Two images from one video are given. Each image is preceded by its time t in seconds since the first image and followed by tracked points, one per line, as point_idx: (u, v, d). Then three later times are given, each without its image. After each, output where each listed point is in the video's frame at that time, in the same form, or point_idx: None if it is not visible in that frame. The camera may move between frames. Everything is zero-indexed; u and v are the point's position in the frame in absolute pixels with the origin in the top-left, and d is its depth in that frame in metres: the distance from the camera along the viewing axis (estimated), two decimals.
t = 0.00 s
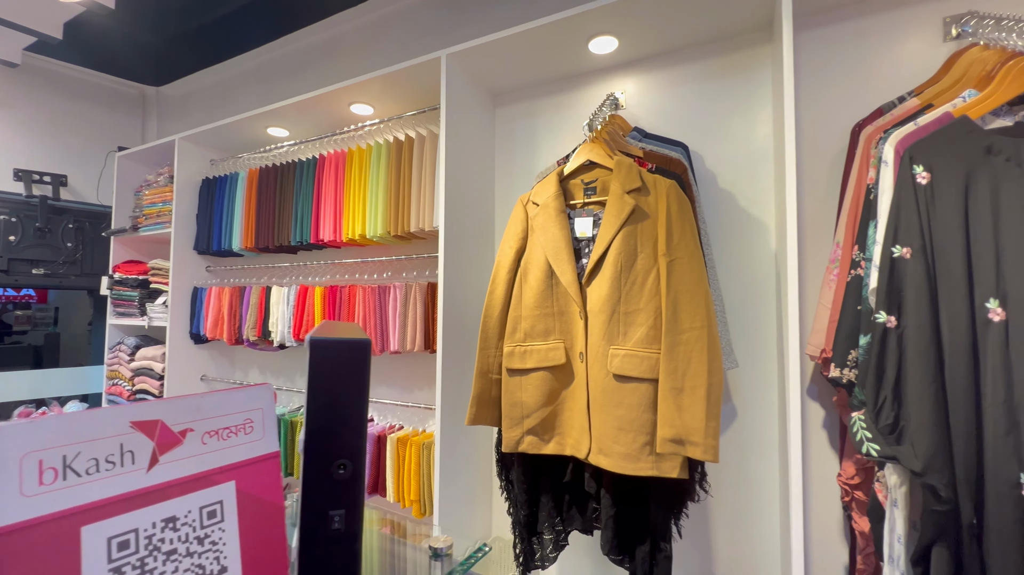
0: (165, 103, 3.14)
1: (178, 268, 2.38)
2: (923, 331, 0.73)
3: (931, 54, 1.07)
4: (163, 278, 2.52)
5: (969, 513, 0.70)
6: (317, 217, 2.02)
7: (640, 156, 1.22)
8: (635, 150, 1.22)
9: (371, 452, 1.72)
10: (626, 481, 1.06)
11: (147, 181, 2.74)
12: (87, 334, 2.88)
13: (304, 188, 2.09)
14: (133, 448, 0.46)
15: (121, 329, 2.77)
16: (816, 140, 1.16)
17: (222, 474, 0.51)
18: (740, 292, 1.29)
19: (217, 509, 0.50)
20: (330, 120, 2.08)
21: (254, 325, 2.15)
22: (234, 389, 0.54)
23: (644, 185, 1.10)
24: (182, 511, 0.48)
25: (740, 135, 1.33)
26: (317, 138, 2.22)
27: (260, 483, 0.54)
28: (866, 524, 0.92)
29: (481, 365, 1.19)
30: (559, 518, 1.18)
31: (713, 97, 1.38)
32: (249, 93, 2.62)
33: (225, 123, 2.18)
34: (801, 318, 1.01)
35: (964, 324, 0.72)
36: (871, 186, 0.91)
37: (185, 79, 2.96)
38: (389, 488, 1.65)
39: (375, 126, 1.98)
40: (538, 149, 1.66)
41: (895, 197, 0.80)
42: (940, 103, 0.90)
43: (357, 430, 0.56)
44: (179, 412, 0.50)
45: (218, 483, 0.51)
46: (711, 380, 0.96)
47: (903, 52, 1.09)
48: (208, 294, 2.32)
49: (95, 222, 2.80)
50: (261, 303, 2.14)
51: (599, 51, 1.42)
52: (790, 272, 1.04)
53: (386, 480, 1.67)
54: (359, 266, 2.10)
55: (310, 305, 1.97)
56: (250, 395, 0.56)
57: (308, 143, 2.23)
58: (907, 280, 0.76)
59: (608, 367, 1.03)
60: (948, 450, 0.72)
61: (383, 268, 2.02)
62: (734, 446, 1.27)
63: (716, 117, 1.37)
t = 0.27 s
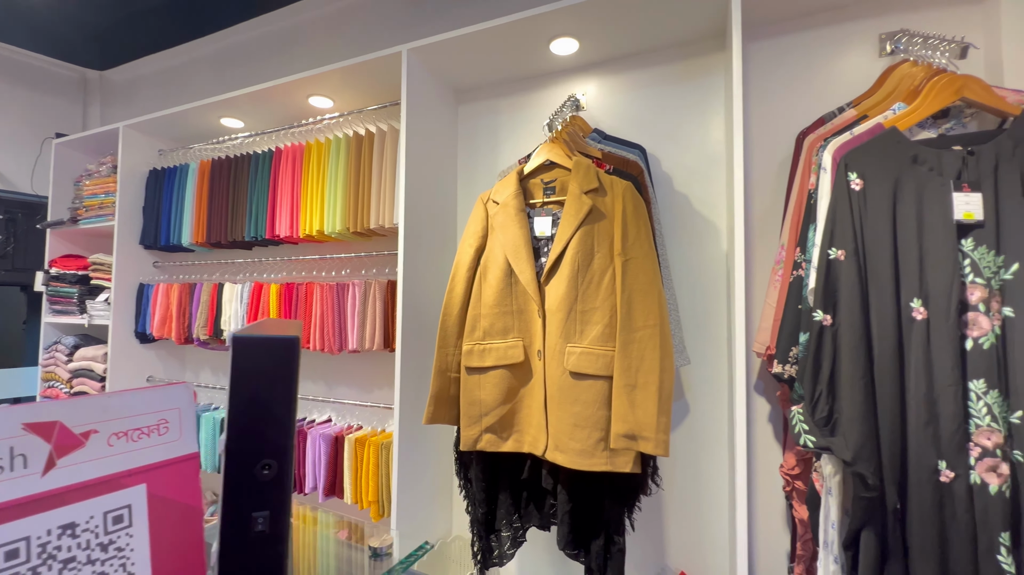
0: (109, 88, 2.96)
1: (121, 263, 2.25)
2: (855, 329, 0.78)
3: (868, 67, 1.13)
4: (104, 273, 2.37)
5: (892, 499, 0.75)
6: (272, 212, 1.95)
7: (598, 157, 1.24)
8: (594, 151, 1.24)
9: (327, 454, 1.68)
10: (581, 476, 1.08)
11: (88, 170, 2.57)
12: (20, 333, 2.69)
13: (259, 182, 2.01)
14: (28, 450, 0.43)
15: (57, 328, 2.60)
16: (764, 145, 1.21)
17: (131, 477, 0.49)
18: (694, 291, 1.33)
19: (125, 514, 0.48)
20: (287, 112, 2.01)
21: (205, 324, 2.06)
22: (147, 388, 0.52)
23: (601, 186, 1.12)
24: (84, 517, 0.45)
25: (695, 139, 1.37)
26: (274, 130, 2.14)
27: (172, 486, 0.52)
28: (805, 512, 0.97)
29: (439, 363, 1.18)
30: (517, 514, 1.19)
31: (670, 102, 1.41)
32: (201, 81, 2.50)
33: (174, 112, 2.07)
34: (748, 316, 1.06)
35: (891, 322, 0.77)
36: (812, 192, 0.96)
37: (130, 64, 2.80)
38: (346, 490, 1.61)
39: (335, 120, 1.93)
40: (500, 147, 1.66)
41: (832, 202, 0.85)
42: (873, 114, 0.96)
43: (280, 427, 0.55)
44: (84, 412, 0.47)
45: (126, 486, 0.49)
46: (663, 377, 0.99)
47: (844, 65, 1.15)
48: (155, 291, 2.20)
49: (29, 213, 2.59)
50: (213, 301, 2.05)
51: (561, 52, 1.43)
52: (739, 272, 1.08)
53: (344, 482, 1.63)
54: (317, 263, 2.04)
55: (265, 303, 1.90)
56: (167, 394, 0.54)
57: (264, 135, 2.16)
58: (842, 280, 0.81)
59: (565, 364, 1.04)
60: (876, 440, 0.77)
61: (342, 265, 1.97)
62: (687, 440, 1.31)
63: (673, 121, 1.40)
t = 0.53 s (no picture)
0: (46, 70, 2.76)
1: (59, 256, 2.11)
2: (793, 326, 0.82)
3: (813, 77, 1.19)
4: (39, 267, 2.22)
5: (826, 487, 0.79)
6: (225, 205, 1.88)
7: (558, 156, 1.25)
8: (553, 150, 1.25)
9: (281, 455, 1.63)
10: (537, 472, 1.09)
11: (20, 157, 2.40)
12: None
13: (211, 173, 1.93)
14: None
15: None
16: (717, 149, 1.25)
17: (20, 479, 0.46)
18: (651, 290, 1.36)
19: (11, 516, 0.45)
20: (242, 101, 1.93)
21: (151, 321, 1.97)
22: (41, 385, 0.48)
23: (559, 185, 1.12)
24: None
25: (653, 141, 1.40)
26: (227, 120, 2.06)
27: (67, 486, 0.50)
28: (749, 502, 1.01)
29: (396, 360, 1.16)
30: (475, 511, 1.19)
31: (630, 104, 1.44)
32: (149, 66, 2.37)
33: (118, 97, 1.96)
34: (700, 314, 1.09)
35: (826, 320, 0.81)
36: (759, 194, 1.00)
37: (69, 44, 2.62)
38: (301, 490, 1.57)
39: (292, 111, 1.87)
40: (463, 144, 1.65)
41: (775, 204, 0.89)
42: (816, 121, 1.01)
43: (193, 423, 0.53)
44: None
45: (13, 487, 0.46)
46: (617, 373, 1.00)
47: (791, 74, 1.20)
48: (97, 286, 2.08)
49: None
50: (160, 297, 1.96)
51: (523, 51, 1.43)
52: (692, 272, 1.11)
53: (298, 483, 1.59)
54: (273, 258, 1.98)
55: (216, 299, 1.83)
56: (66, 390, 0.51)
57: (217, 124, 2.07)
58: (783, 279, 0.84)
59: (521, 361, 1.05)
60: (811, 431, 0.81)
61: (300, 261, 1.92)
62: (643, 435, 1.34)
63: (633, 123, 1.43)
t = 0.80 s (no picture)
0: None
1: None
2: (745, 324, 0.85)
3: (769, 84, 1.23)
4: None
5: (773, 479, 0.82)
6: (179, 197, 1.80)
7: (523, 154, 1.25)
8: (518, 148, 1.25)
9: (238, 457, 1.57)
10: (499, 470, 1.09)
11: None
12: None
13: (163, 164, 1.84)
14: None
15: None
16: (678, 151, 1.28)
17: None
18: (614, 289, 1.38)
19: None
20: (197, 90, 1.85)
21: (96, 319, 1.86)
22: None
23: (522, 183, 1.13)
24: None
25: (617, 142, 1.43)
26: (181, 108, 1.97)
27: None
28: (704, 495, 1.04)
29: (356, 359, 1.14)
30: (436, 510, 1.18)
31: (595, 105, 1.46)
32: (94, 49, 2.24)
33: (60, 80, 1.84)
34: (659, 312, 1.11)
35: (775, 318, 0.84)
36: (715, 196, 1.03)
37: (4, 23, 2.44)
38: (258, 494, 1.52)
39: (251, 102, 1.81)
40: (429, 140, 1.63)
41: (729, 206, 0.91)
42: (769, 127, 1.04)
43: (107, 426, 0.55)
44: None
45: None
46: (578, 370, 1.01)
47: (748, 80, 1.24)
48: (35, 281, 1.95)
49: None
50: (107, 293, 1.86)
51: (489, 48, 1.43)
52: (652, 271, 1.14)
53: (255, 486, 1.54)
54: (230, 253, 1.90)
55: (168, 296, 1.76)
56: None
57: (170, 113, 1.97)
58: (736, 279, 0.87)
59: (483, 359, 1.05)
60: (761, 426, 0.84)
61: (258, 257, 1.85)
62: (606, 431, 1.36)
63: (597, 124, 1.45)
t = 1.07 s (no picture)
0: None
1: None
2: (708, 324, 0.87)
3: (732, 90, 1.26)
4: None
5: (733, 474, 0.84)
6: (134, 190, 1.71)
7: (493, 153, 1.24)
8: (488, 147, 1.25)
9: (196, 461, 1.51)
10: (467, 470, 1.08)
11: None
12: None
13: (116, 155, 1.75)
14: None
15: None
16: (646, 153, 1.30)
17: None
18: (583, 288, 1.40)
19: None
20: (153, 78, 1.77)
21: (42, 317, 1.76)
22: None
23: (492, 182, 1.12)
24: None
25: (587, 143, 1.44)
26: (136, 97, 1.88)
27: None
28: (669, 491, 1.06)
29: (320, 359, 1.11)
30: (403, 511, 1.16)
31: (565, 105, 1.46)
32: (40, 32, 2.11)
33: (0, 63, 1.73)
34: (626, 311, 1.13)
35: (737, 317, 0.87)
36: (681, 198, 1.05)
37: None
38: (218, 499, 1.46)
39: (212, 92, 1.74)
40: (398, 136, 1.61)
41: (694, 208, 0.93)
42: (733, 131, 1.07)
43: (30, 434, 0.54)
44: None
45: None
46: (546, 369, 1.02)
47: (713, 85, 1.27)
48: None
49: None
50: (54, 291, 1.76)
51: (460, 45, 1.42)
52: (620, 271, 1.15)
53: (214, 491, 1.48)
54: (189, 249, 1.83)
55: (121, 293, 1.68)
56: None
57: (123, 101, 1.88)
58: (699, 279, 0.89)
59: (451, 358, 1.04)
60: (722, 422, 0.86)
61: (219, 253, 1.79)
62: (574, 429, 1.37)
63: (568, 124, 1.46)
